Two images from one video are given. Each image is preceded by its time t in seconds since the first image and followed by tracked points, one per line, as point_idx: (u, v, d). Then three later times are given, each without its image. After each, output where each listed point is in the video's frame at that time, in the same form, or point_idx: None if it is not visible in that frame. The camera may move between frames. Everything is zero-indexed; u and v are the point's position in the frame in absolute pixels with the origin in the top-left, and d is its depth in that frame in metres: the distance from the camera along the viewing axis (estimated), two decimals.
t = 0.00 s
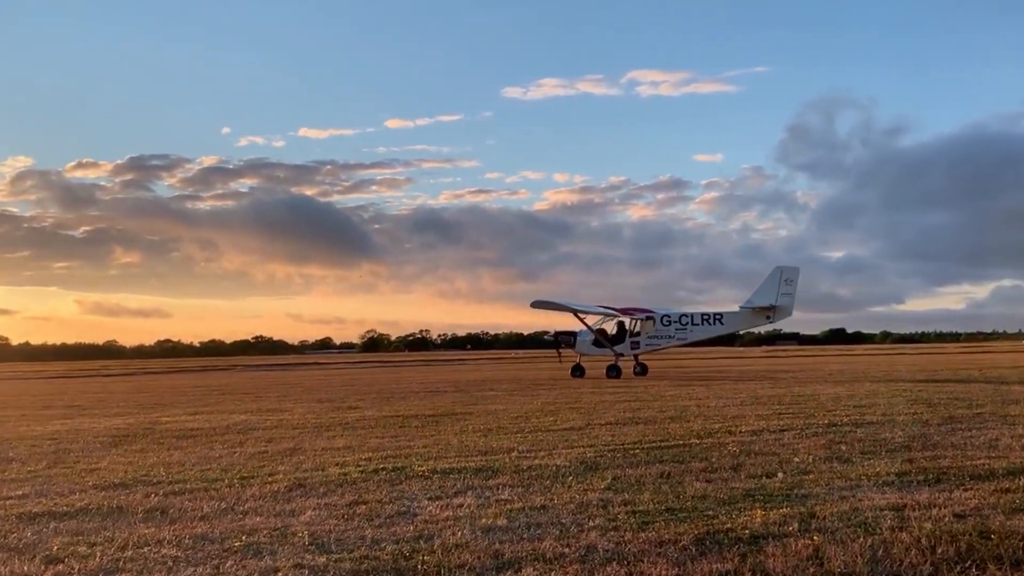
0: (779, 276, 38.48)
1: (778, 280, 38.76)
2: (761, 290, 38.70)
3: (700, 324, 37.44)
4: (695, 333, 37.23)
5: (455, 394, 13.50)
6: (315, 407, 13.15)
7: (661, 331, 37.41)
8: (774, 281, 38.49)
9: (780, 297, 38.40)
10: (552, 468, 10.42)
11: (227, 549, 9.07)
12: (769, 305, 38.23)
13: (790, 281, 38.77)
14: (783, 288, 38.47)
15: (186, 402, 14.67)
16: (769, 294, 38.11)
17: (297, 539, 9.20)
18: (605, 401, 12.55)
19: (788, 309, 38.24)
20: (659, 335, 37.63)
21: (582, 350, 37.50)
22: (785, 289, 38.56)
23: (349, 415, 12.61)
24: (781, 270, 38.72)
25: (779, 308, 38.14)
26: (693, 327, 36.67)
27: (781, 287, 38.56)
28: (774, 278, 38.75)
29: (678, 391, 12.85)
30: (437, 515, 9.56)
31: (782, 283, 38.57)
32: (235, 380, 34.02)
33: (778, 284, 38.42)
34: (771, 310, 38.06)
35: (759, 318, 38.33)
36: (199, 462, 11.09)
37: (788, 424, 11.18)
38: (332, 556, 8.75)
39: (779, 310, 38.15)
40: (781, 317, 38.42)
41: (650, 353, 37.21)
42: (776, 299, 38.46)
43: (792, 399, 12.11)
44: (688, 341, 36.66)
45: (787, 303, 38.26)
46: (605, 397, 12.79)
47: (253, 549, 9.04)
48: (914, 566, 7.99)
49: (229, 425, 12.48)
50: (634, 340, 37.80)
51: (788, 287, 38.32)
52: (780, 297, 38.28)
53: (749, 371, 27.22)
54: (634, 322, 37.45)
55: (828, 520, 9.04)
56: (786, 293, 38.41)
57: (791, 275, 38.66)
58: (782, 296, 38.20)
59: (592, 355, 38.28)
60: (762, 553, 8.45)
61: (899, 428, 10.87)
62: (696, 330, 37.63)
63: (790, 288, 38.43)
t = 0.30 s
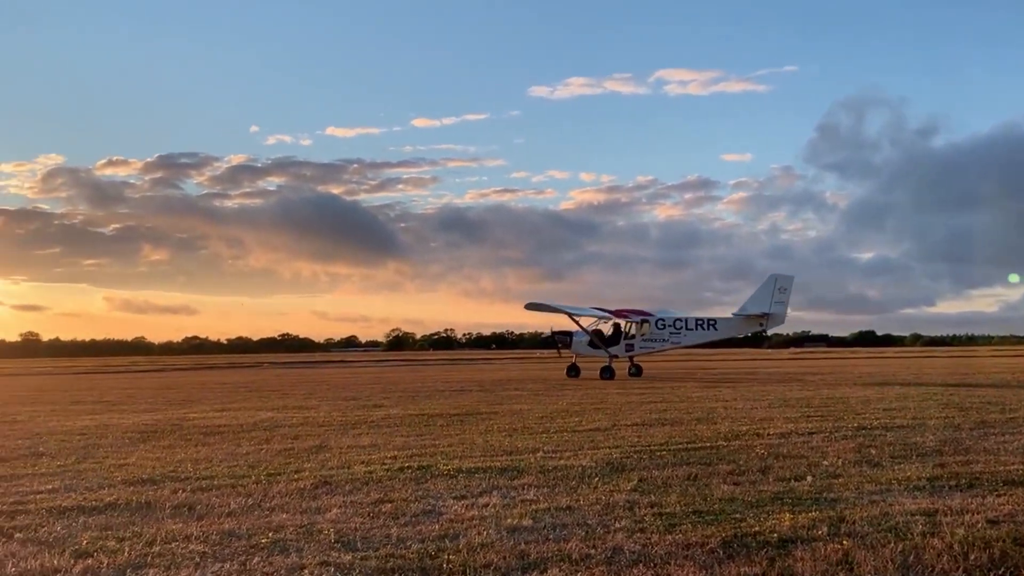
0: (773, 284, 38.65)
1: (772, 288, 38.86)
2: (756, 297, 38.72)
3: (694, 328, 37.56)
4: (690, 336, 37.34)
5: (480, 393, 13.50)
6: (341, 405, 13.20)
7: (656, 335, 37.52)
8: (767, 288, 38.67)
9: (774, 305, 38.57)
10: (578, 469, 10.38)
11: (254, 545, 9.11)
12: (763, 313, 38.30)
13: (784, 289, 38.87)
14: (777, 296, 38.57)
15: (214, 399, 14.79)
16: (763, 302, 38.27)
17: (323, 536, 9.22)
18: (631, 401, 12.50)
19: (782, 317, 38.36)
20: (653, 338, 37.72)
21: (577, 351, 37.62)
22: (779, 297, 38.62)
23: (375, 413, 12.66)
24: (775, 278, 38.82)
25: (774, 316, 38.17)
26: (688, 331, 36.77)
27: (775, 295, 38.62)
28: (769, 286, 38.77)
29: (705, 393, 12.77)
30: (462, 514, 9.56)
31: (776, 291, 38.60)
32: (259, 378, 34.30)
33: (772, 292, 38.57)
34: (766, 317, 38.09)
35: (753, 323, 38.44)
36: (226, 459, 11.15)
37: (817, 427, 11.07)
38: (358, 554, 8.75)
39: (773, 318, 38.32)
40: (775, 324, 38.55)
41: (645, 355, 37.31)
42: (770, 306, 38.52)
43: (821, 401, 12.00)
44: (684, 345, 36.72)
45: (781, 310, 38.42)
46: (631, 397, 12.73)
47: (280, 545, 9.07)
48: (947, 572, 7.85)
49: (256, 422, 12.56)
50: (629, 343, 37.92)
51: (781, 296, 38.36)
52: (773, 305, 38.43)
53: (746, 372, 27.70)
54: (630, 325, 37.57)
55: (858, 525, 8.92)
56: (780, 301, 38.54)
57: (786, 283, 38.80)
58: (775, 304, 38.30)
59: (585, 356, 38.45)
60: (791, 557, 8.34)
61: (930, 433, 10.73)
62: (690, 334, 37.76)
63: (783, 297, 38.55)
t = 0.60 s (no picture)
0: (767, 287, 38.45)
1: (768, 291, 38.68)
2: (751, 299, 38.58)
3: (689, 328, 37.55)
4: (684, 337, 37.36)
5: (506, 392, 13.48)
6: (367, 403, 13.23)
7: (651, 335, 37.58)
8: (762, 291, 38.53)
9: (769, 308, 38.37)
10: (605, 469, 10.33)
11: (282, 543, 9.14)
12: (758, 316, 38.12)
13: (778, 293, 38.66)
14: (772, 300, 38.42)
15: (242, 396, 14.89)
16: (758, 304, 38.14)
17: (351, 534, 9.24)
18: (658, 401, 12.42)
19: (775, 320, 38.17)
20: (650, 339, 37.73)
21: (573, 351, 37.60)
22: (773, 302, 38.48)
23: (401, 411, 12.69)
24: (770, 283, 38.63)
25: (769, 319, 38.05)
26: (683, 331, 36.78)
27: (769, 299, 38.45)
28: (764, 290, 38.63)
29: (734, 393, 12.67)
30: (489, 513, 9.54)
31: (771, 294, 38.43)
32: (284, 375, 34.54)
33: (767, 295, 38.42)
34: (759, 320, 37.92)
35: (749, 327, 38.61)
36: (254, 456, 11.22)
37: (847, 428, 10.95)
38: (385, 552, 8.75)
39: (768, 321, 38.13)
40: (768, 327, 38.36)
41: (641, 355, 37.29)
42: (765, 309, 38.32)
43: (851, 402, 11.87)
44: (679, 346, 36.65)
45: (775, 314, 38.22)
46: (658, 397, 12.66)
47: (308, 542, 9.10)
48: None
49: (283, 420, 12.62)
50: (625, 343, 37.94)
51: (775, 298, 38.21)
52: (768, 308, 38.27)
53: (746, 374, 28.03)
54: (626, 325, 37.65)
55: (890, 527, 8.78)
56: (774, 304, 38.35)
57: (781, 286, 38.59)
58: (769, 308, 38.04)
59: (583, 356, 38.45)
60: (822, 559, 8.23)
61: (964, 434, 10.56)
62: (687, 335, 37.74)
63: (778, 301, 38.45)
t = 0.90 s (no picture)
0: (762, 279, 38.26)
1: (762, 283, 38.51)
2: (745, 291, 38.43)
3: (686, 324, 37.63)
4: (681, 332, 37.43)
5: (534, 390, 13.46)
6: (394, 400, 13.28)
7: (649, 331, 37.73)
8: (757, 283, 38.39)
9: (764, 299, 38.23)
10: (634, 468, 10.28)
11: (313, 539, 9.18)
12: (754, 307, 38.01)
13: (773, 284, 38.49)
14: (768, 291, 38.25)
15: (270, 393, 14.99)
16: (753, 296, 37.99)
17: (380, 530, 9.26)
18: (686, 400, 12.35)
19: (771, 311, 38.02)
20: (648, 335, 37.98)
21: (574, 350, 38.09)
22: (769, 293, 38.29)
23: (428, 408, 12.71)
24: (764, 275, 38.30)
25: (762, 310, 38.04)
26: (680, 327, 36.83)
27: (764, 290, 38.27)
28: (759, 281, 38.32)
29: (763, 391, 12.57)
30: (518, 511, 9.51)
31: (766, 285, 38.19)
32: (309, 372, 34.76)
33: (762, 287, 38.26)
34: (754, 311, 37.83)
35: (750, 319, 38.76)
36: (283, 452, 11.29)
37: (879, 428, 10.83)
38: (414, 549, 8.76)
39: (763, 313, 38.00)
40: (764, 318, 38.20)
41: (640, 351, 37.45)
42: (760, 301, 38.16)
43: (883, 401, 11.75)
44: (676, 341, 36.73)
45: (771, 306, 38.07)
46: (687, 396, 12.59)
47: (338, 539, 9.13)
48: None
49: (311, 416, 12.70)
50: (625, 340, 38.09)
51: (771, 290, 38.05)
52: (763, 299, 38.11)
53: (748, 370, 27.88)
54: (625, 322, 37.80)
55: (925, 528, 8.65)
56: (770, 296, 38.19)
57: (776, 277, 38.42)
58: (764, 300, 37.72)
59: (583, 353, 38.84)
60: (855, 559, 8.12)
61: (999, 434, 10.41)
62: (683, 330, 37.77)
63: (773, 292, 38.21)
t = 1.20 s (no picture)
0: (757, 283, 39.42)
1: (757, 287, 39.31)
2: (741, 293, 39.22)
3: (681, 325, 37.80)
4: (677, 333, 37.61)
5: (558, 387, 13.42)
6: (419, 397, 13.30)
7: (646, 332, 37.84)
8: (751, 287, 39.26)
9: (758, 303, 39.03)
10: (661, 466, 10.21)
11: (339, 534, 9.19)
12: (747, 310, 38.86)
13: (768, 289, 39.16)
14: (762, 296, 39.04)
15: (295, 389, 15.07)
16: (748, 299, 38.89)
17: (405, 527, 9.25)
18: (712, 398, 12.26)
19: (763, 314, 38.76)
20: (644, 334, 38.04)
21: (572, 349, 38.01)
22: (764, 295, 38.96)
23: (452, 405, 12.72)
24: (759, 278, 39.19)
25: (761, 314, 38.68)
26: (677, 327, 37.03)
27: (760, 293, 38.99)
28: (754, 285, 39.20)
29: (790, 390, 12.47)
30: (544, 508, 9.46)
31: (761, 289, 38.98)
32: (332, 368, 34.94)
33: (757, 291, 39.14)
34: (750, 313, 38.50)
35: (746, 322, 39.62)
36: (309, 448, 11.32)
37: (909, 427, 10.70)
38: (440, 546, 8.74)
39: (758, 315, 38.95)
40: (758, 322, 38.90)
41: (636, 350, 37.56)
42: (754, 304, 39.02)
43: (913, 400, 11.61)
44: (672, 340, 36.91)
45: (765, 308, 38.85)
46: (713, 394, 12.50)
47: (364, 535, 9.13)
48: None
49: (335, 413, 12.73)
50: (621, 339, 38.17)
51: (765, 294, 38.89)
52: (758, 302, 38.91)
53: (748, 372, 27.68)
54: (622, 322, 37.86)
55: (957, 529, 8.50)
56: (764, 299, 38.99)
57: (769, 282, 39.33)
58: (760, 302, 38.62)
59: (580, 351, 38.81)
60: (886, 560, 7.99)
61: None
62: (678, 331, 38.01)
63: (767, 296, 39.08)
